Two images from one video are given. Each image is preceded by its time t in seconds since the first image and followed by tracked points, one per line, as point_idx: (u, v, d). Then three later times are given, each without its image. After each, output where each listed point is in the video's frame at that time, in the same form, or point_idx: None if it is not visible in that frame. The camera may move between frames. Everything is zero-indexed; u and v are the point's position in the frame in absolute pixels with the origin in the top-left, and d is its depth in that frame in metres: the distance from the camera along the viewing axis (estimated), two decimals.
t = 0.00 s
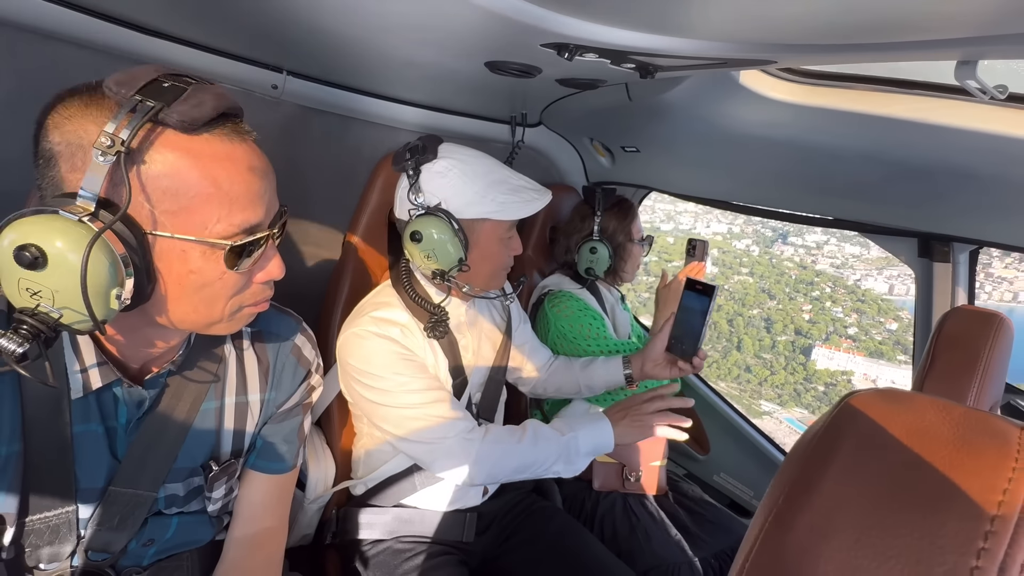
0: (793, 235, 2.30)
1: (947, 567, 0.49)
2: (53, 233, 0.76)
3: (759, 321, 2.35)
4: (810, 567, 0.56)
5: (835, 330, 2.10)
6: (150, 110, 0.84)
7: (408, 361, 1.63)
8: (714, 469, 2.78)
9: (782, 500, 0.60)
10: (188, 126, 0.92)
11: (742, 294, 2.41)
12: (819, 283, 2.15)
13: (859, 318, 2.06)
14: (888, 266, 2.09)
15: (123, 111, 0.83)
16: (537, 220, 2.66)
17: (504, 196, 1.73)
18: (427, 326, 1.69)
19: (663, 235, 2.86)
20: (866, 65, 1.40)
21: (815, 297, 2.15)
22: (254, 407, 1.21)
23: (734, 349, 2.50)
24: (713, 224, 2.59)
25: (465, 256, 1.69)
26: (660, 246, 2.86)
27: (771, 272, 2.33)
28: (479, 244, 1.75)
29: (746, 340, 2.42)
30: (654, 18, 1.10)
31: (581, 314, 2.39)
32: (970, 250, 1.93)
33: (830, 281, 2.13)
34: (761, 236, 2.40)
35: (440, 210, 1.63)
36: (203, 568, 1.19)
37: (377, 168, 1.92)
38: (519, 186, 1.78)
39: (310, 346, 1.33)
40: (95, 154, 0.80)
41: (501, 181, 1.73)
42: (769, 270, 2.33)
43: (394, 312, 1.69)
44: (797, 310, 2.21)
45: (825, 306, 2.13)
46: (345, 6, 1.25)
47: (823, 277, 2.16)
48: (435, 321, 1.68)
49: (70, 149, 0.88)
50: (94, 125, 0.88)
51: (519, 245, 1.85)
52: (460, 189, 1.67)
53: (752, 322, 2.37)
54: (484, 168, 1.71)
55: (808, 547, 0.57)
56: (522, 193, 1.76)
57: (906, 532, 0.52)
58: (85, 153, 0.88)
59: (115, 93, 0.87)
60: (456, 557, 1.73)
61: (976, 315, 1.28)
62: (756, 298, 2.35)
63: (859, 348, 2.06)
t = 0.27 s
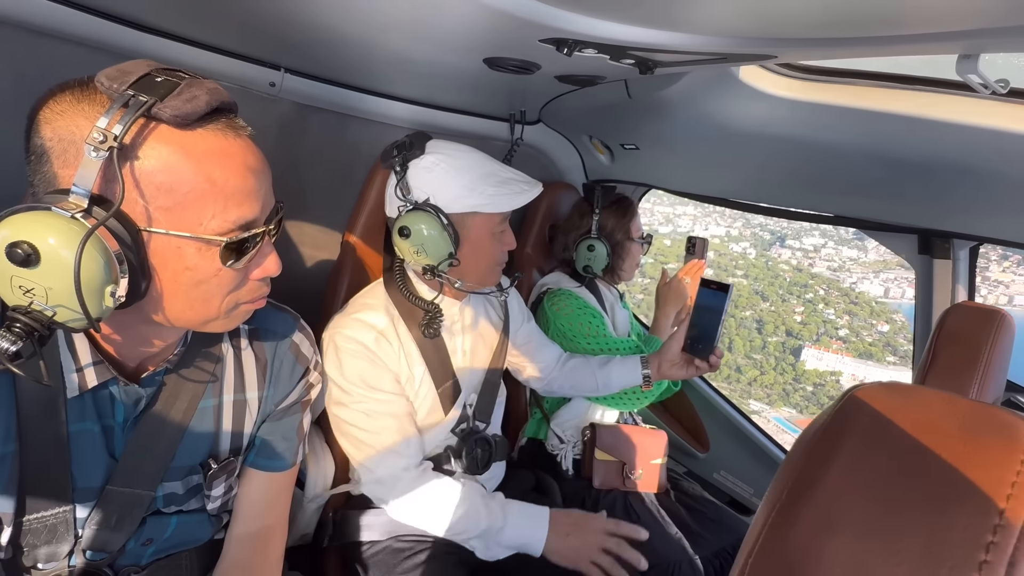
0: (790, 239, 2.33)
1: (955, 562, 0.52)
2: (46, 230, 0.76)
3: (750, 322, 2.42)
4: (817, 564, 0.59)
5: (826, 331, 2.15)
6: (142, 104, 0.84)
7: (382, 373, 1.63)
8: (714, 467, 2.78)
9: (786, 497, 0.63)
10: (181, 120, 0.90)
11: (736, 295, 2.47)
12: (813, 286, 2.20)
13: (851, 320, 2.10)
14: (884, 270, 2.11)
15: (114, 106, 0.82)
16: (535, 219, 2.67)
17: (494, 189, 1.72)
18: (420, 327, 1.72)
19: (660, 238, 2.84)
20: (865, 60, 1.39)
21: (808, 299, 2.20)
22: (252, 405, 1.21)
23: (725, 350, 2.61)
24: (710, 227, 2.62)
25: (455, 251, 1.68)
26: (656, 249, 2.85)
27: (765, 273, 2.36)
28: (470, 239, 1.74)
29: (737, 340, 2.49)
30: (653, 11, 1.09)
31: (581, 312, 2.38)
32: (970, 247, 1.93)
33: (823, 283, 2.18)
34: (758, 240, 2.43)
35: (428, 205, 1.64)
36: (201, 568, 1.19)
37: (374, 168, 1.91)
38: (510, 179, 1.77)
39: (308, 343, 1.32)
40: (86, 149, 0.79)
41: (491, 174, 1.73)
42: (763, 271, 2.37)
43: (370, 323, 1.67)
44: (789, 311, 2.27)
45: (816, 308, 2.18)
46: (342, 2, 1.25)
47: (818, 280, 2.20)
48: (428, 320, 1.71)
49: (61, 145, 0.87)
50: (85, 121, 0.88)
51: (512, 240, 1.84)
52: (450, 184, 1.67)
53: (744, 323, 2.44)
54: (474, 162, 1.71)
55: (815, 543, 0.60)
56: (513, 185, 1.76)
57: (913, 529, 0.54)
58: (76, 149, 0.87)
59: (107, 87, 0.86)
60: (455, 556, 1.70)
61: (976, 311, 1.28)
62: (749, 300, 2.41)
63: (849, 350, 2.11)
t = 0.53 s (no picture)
0: (787, 243, 2.34)
1: (939, 554, 0.47)
2: (34, 225, 0.75)
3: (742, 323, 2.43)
4: (797, 560, 0.54)
5: (816, 333, 2.18)
6: (131, 99, 0.83)
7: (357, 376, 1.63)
8: (712, 465, 2.78)
9: (771, 488, 0.58)
10: (171, 115, 0.90)
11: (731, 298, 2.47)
12: (807, 289, 2.21)
13: (841, 322, 2.12)
14: (881, 273, 2.14)
15: (103, 101, 0.82)
16: (533, 218, 2.67)
17: (472, 184, 1.72)
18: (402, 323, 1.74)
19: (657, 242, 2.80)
20: (859, 56, 1.39)
21: (801, 302, 2.23)
22: (246, 403, 1.21)
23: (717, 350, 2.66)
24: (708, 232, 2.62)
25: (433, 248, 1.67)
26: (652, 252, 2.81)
27: (759, 276, 2.37)
28: (449, 237, 1.75)
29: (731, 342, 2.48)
30: (647, 7, 1.09)
31: (578, 311, 2.38)
32: (966, 244, 1.94)
33: (817, 287, 2.20)
34: (755, 244, 2.44)
35: (404, 202, 1.61)
36: (197, 568, 1.19)
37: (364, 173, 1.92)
38: (490, 174, 1.77)
39: (303, 341, 1.33)
40: (75, 144, 0.80)
41: (470, 170, 1.73)
42: (758, 274, 2.37)
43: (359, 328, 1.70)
44: (781, 314, 2.29)
45: (808, 310, 2.21)
46: None
47: (813, 283, 2.21)
48: (410, 317, 1.73)
49: (49, 140, 0.87)
50: (72, 115, 0.87)
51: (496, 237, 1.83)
52: (426, 180, 1.67)
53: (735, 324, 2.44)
54: (452, 158, 1.71)
55: (795, 536, 0.54)
56: (493, 181, 1.75)
57: (898, 518, 0.49)
58: (65, 143, 0.86)
59: (95, 82, 0.85)
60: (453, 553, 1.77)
61: (972, 308, 1.28)
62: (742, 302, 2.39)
63: (838, 351, 2.14)
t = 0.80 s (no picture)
0: (785, 247, 2.32)
1: (951, 554, 0.47)
2: (46, 223, 0.76)
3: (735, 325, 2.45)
4: (808, 560, 0.53)
5: (808, 336, 2.18)
6: (140, 98, 0.83)
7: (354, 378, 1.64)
8: (713, 466, 2.79)
9: (781, 488, 0.58)
10: (179, 114, 0.90)
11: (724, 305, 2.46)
12: (801, 293, 2.19)
13: (835, 326, 2.12)
14: (877, 279, 2.15)
15: (111, 100, 0.82)
16: (533, 219, 2.68)
17: (461, 182, 1.72)
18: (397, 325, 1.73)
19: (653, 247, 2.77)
20: (859, 57, 1.39)
21: (794, 306, 2.21)
22: (251, 404, 1.21)
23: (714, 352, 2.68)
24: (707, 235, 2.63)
25: (424, 246, 1.67)
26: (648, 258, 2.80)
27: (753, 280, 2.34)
28: (441, 236, 1.75)
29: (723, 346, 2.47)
30: (649, 9, 1.09)
31: (579, 311, 2.39)
32: (966, 244, 1.94)
33: (812, 291, 2.17)
34: (753, 249, 2.44)
35: (394, 203, 1.62)
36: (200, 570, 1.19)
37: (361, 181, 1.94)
38: (479, 172, 1.77)
39: (306, 342, 1.33)
40: (87, 143, 0.80)
41: (459, 168, 1.73)
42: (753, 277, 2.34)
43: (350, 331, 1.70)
44: (773, 317, 2.28)
45: (801, 313, 2.20)
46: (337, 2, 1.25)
47: (808, 287, 2.18)
48: (404, 318, 1.72)
49: (59, 139, 0.88)
50: (82, 115, 0.88)
51: (488, 233, 1.84)
52: (414, 181, 1.68)
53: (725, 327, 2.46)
54: (441, 157, 1.71)
55: (806, 536, 0.54)
56: (482, 178, 1.75)
57: (910, 519, 0.50)
58: (75, 143, 0.87)
59: (103, 82, 0.86)
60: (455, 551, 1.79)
61: (972, 308, 1.28)
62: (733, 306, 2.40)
63: (827, 354, 2.13)
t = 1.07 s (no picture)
0: (781, 253, 2.33)
1: (942, 538, 0.48)
2: (59, 215, 0.78)
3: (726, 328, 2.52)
4: (803, 548, 0.53)
5: (798, 341, 2.22)
6: (151, 94, 0.85)
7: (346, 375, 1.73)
8: (711, 465, 2.80)
9: (777, 477, 0.58)
10: (189, 110, 0.92)
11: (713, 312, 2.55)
12: (794, 298, 2.22)
13: (824, 331, 2.15)
14: (870, 285, 2.12)
15: (124, 96, 0.84)
16: (532, 219, 2.70)
17: (455, 181, 1.72)
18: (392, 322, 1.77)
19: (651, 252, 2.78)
20: (855, 56, 1.40)
21: (784, 311, 2.24)
22: (257, 398, 1.22)
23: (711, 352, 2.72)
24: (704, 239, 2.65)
25: (418, 246, 1.66)
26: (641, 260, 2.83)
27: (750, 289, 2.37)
28: (435, 235, 1.76)
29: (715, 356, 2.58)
30: (646, 9, 1.10)
31: (577, 311, 2.40)
32: (963, 242, 1.95)
33: (805, 296, 2.19)
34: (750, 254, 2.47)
35: (387, 202, 1.61)
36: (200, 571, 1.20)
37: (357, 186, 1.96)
38: (473, 171, 1.77)
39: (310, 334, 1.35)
40: (99, 136, 0.81)
41: (452, 167, 1.74)
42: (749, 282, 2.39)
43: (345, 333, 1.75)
44: (765, 321, 2.32)
45: (791, 318, 2.23)
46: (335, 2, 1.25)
47: (800, 292, 2.20)
48: (398, 316, 1.76)
49: (70, 133, 0.89)
50: (94, 110, 0.89)
51: (482, 234, 1.85)
52: (408, 179, 1.69)
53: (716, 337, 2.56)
54: (434, 156, 1.72)
55: (801, 524, 0.54)
56: (475, 177, 1.76)
57: (902, 506, 0.50)
58: (87, 138, 0.88)
59: (115, 78, 0.87)
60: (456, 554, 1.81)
61: (968, 306, 1.29)
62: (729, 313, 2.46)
63: (817, 358, 2.17)
